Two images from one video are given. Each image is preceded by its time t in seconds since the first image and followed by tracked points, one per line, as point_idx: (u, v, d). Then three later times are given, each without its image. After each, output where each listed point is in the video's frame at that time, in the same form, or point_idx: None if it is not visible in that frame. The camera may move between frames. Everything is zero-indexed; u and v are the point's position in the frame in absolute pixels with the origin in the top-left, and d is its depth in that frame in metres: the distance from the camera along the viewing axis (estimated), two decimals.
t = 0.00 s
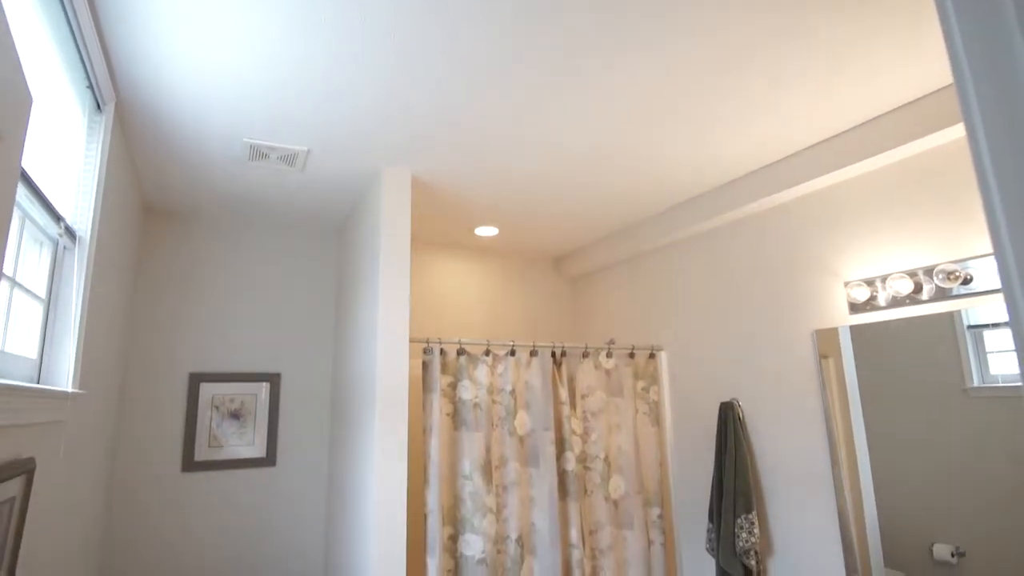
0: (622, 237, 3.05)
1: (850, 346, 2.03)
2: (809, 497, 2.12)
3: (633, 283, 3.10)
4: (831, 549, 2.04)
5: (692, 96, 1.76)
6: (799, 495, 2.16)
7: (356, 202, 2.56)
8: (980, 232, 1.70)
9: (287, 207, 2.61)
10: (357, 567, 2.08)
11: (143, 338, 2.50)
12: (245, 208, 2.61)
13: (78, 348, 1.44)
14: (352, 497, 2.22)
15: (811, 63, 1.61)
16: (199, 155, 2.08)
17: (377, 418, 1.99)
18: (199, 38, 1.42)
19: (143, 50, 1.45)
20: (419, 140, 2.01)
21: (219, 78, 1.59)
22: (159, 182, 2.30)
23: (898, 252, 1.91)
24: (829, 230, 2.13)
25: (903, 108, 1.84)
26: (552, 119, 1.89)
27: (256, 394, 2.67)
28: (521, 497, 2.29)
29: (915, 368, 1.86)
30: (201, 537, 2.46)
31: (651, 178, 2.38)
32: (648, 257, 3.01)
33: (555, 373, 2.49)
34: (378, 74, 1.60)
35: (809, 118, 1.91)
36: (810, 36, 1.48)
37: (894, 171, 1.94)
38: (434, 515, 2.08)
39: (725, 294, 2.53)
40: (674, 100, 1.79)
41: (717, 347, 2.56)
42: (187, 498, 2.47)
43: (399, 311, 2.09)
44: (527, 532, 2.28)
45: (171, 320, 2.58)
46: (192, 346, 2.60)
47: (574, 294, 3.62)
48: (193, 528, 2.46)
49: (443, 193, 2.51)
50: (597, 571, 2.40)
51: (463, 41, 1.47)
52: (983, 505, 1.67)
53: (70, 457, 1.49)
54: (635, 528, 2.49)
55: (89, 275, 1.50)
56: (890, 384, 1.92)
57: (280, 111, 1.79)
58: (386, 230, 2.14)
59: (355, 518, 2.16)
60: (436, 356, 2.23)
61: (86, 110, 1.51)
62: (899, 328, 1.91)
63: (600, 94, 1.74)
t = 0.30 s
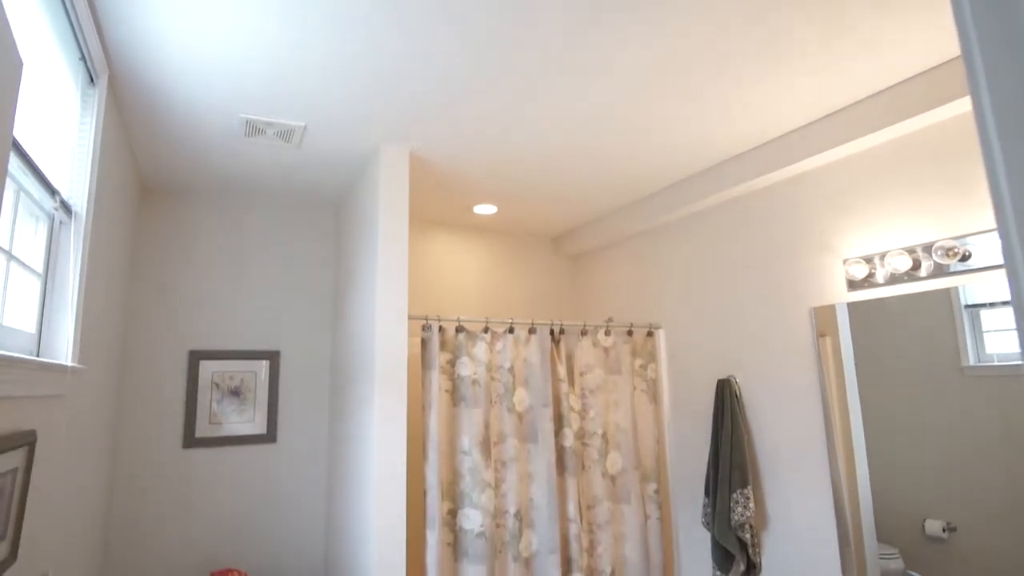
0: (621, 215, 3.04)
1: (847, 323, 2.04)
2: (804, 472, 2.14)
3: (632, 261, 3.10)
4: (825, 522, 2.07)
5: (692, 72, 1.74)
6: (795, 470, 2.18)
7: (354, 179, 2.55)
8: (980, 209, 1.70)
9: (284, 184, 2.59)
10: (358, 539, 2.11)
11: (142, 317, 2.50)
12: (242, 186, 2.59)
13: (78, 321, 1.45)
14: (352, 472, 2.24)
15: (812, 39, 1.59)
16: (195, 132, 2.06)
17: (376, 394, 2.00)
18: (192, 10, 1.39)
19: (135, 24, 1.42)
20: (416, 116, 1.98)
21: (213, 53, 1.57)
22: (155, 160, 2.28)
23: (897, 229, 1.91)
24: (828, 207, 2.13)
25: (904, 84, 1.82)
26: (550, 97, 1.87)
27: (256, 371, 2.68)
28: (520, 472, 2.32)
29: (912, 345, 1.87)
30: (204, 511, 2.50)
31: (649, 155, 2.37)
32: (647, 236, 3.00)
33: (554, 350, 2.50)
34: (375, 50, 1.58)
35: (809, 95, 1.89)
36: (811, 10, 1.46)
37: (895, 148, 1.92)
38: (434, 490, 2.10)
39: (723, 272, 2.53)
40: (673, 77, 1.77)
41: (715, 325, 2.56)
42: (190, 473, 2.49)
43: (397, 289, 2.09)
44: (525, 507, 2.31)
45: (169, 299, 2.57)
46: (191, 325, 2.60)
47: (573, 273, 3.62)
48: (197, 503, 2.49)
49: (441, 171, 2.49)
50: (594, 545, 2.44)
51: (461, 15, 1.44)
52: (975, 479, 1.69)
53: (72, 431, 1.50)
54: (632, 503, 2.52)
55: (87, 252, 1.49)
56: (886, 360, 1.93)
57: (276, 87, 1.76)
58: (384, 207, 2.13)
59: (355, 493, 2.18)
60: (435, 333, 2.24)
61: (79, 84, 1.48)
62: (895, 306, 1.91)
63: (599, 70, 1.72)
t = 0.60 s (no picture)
0: (620, 195, 3.02)
1: (845, 301, 2.04)
2: (800, 450, 2.16)
3: (632, 241, 3.09)
4: (820, 499, 2.09)
5: (692, 50, 1.72)
6: (790, 448, 2.21)
7: (352, 156, 2.53)
8: (980, 187, 1.69)
9: (281, 162, 2.57)
10: (358, 514, 2.14)
11: (142, 296, 2.51)
12: (239, 163, 2.58)
13: (77, 295, 1.45)
14: (352, 450, 2.26)
15: (814, 14, 1.56)
16: (192, 109, 2.04)
17: (376, 373, 2.01)
18: None
19: None
20: (414, 93, 1.96)
21: (209, 28, 1.55)
22: (151, 137, 2.26)
23: (897, 207, 1.90)
24: (828, 186, 2.11)
25: (907, 60, 1.79)
26: (549, 74, 1.85)
27: (256, 350, 2.69)
28: (519, 449, 2.34)
29: (909, 324, 1.87)
30: (206, 488, 2.53)
31: (649, 134, 2.35)
32: (646, 215, 2.99)
33: (553, 329, 2.51)
34: (373, 25, 1.56)
35: (811, 72, 1.87)
36: None
37: (897, 125, 1.91)
38: (434, 466, 2.13)
39: (722, 252, 2.53)
40: (672, 54, 1.74)
41: (714, 304, 2.57)
42: (192, 451, 2.52)
43: (395, 268, 2.08)
44: (524, 483, 2.34)
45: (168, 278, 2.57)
46: (191, 304, 2.61)
47: (573, 252, 3.61)
48: (200, 480, 2.52)
49: (439, 149, 2.47)
50: (592, 520, 2.48)
51: None
52: (970, 456, 1.71)
53: (74, 406, 1.52)
54: (630, 480, 2.55)
55: (85, 227, 1.49)
56: (883, 339, 1.94)
57: (272, 63, 1.74)
58: (382, 185, 2.11)
59: (355, 470, 2.21)
60: (434, 312, 2.24)
61: (73, 58, 1.46)
62: (894, 285, 1.91)
63: (598, 47, 1.69)
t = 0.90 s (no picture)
0: (621, 176, 3.01)
1: (844, 282, 2.04)
2: (798, 430, 2.18)
3: (631, 223, 3.09)
4: (816, 478, 2.11)
5: (693, 28, 1.70)
6: (788, 427, 2.22)
7: (351, 137, 2.51)
8: (982, 167, 1.68)
9: (280, 142, 2.55)
10: (359, 492, 2.16)
11: (141, 277, 2.51)
12: (238, 144, 2.56)
13: (77, 274, 1.45)
14: (353, 429, 2.28)
15: None
16: (189, 87, 2.02)
17: (377, 353, 2.02)
18: None
19: None
20: (413, 73, 1.94)
21: (205, 5, 1.52)
22: (148, 117, 2.24)
23: (898, 188, 1.90)
24: (829, 167, 2.10)
25: (911, 38, 1.77)
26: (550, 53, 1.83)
27: (256, 332, 2.70)
28: (519, 429, 2.36)
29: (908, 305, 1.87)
30: (209, 467, 2.55)
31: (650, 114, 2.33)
32: (647, 197, 2.98)
33: (552, 311, 2.51)
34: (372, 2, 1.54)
35: (814, 50, 1.85)
36: None
37: (899, 105, 1.89)
38: (434, 445, 2.15)
39: (722, 234, 2.53)
40: (674, 33, 1.72)
41: (713, 286, 2.57)
42: (194, 431, 2.54)
43: (395, 249, 2.08)
44: (524, 463, 2.36)
45: (168, 259, 2.57)
46: (191, 285, 2.60)
47: (573, 235, 3.61)
48: (202, 460, 2.54)
49: (439, 129, 2.45)
50: (591, 499, 2.51)
51: None
52: (966, 435, 1.72)
53: (76, 384, 1.53)
54: (628, 460, 2.58)
55: (84, 206, 1.49)
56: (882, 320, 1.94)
57: (270, 41, 1.72)
58: (381, 165, 2.10)
59: (356, 449, 2.22)
60: (434, 293, 2.24)
61: (68, 33, 1.44)
62: (893, 266, 1.91)
63: (599, 26, 1.68)
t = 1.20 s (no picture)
0: (621, 158, 2.99)
1: (844, 263, 2.03)
2: (796, 410, 2.19)
3: (632, 205, 3.07)
4: (814, 458, 2.13)
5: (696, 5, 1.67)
6: (787, 408, 2.23)
7: (349, 116, 2.49)
8: (986, 147, 1.67)
9: (278, 122, 2.53)
10: (360, 471, 2.18)
11: (141, 258, 2.50)
12: (236, 123, 2.54)
13: (76, 253, 1.45)
14: (354, 410, 2.29)
15: None
16: (185, 65, 1.99)
17: (377, 334, 2.02)
18: None
19: None
20: (412, 51, 1.91)
21: None
22: (145, 95, 2.22)
23: (901, 168, 1.88)
24: (832, 147, 2.08)
25: (917, 16, 1.74)
26: (550, 31, 1.80)
27: (256, 313, 2.70)
28: (518, 410, 2.37)
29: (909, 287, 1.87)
30: (210, 448, 2.56)
31: (652, 94, 2.30)
32: (647, 178, 2.96)
33: (552, 292, 2.51)
34: None
35: (818, 28, 1.82)
36: None
37: (903, 84, 1.87)
38: (435, 426, 2.16)
39: (723, 215, 2.52)
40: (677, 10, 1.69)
41: (714, 268, 2.56)
42: (195, 411, 2.55)
43: (394, 230, 2.07)
44: (523, 443, 2.38)
45: (167, 240, 2.56)
46: (190, 266, 2.60)
47: (573, 217, 3.59)
48: (204, 440, 2.55)
49: (438, 109, 2.43)
50: (590, 479, 2.53)
51: None
52: (964, 416, 1.73)
53: (77, 363, 1.53)
54: (627, 440, 2.60)
55: (81, 184, 1.48)
56: (882, 301, 1.94)
57: (267, 18, 1.69)
58: (380, 145, 2.08)
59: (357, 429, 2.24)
60: (434, 274, 2.24)
61: (60, 7, 1.42)
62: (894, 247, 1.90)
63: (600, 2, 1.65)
